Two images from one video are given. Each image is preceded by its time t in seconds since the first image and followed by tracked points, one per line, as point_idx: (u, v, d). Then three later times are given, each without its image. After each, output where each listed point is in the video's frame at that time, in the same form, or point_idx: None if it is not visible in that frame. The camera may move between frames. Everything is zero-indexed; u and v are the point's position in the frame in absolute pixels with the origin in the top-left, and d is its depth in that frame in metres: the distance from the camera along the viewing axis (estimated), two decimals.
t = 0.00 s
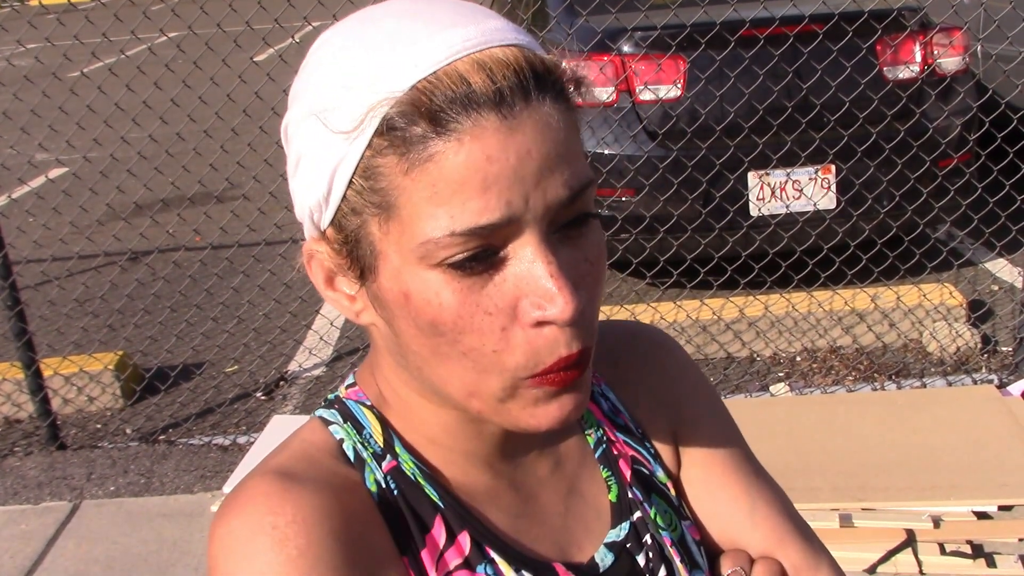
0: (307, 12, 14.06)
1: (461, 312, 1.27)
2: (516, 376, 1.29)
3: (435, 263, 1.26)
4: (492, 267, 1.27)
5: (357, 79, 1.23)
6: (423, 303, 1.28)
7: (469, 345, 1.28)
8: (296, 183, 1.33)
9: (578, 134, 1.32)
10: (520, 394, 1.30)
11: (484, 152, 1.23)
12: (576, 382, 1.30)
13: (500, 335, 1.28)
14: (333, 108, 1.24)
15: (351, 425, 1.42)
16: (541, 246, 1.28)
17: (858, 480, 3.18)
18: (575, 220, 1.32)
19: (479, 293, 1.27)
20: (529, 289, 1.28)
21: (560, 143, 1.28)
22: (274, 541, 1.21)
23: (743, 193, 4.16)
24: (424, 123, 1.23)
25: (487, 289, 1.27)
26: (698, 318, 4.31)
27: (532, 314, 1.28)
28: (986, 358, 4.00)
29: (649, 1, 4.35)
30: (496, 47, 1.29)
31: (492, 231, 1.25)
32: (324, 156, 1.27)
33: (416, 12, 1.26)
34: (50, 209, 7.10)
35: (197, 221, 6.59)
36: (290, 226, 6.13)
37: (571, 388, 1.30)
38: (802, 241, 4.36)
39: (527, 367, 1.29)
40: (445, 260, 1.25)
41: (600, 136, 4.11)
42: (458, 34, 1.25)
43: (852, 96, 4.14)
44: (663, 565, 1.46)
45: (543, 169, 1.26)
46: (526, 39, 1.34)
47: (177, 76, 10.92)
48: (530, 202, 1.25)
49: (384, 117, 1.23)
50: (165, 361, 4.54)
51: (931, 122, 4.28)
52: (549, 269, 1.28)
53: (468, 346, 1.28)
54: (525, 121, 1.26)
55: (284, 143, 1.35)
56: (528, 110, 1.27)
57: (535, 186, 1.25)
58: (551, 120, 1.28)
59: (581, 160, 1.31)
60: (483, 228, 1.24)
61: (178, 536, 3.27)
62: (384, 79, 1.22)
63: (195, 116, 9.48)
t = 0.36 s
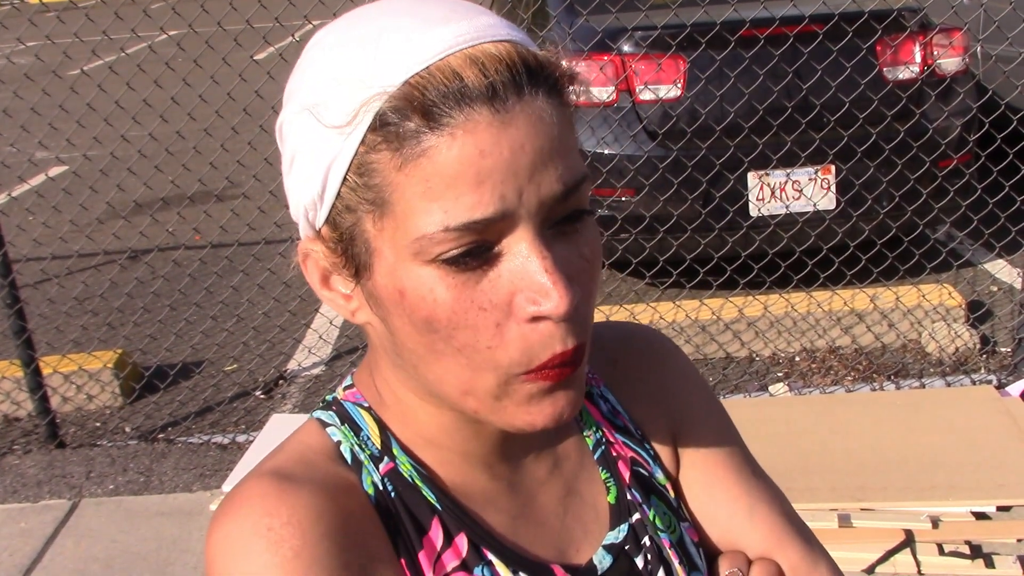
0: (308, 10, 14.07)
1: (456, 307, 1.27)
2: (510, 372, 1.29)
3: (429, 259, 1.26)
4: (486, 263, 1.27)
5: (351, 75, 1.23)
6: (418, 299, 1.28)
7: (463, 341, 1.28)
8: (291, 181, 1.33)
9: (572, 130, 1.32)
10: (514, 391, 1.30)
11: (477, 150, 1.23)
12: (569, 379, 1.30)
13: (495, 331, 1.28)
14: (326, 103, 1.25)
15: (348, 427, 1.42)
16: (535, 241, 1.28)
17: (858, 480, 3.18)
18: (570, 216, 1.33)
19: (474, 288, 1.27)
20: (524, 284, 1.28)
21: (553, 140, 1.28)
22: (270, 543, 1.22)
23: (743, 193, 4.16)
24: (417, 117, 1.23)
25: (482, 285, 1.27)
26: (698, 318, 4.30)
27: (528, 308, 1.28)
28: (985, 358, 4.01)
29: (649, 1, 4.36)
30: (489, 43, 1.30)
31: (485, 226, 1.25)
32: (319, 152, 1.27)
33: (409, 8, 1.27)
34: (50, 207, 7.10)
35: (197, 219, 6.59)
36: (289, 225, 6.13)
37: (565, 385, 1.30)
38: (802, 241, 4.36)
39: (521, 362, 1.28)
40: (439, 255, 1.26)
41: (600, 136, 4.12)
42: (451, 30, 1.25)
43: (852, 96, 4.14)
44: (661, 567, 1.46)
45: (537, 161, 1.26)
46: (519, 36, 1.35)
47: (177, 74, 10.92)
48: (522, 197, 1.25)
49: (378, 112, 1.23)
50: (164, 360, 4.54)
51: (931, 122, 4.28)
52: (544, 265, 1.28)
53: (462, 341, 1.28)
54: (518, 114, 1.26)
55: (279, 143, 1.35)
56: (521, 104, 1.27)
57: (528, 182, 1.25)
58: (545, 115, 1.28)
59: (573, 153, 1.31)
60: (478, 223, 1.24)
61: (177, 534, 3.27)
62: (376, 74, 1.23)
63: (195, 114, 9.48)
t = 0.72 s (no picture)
0: (307, 9, 14.07)
1: (440, 307, 1.27)
2: (493, 371, 1.30)
3: (415, 258, 1.26)
4: (472, 263, 1.27)
5: (334, 74, 1.23)
6: (403, 299, 1.28)
7: (447, 342, 1.29)
8: (277, 180, 1.33)
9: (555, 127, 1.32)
10: (498, 392, 1.31)
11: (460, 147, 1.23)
12: (556, 382, 1.30)
13: (479, 330, 1.28)
14: (309, 102, 1.25)
15: (342, 419, 1.42)
16: (519, 240, 1.28)
17: (858, 478, 3.18)
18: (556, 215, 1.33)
19: (459, 289, 1.27)
20: (510, 283, 1.27)
21: (542, 141, 1.28)
22: (266, 532, 1.22)
23: (743, 192, 4.16)
24: (401, 117, 1.23)
25: (467, 284, 1.27)
26: (697, 317, 4.29)
27: (513, 307, 1.27)
28: (984, 357, 4.01)
29: None
30: (474, 40, 1.29)
31: (470, 225, 1.25)
32: (302, 151, 1.27)
33: (393, 5, 1.26)
34: (49, 206, 7.10)
35: (196, 218, 6.59)
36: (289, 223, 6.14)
37: (552, 386, 1.30)
38: (801, 239, 4.36)
39: (503, 361, 1.29)
40: (425, 255, 1.26)
41: (600, 135, 4.12)
42: (436, 28, 1.25)
43: (852, 95, 4.13)
44: (653, 560, 1.46)
45: (522, 161, 1.26)
46: (504, 33, 1.34)
47: (176, 73, 10.91)
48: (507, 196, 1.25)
49: (362, 112, 1.23)
50: (163, 358, 4.55)
51: (931, 121, 4.28)
52: (529, 263, 1.28)
53: (446, 342, 1.29)
54: (502, 114, 1.26)
55: (264, 142, 1.35)
56: (505, 103, 1.27)
57: (512, 182, 1.25)
58: (529, 113, 1.28)
59: (556, 145, 1.30)
60: (462, 221, 1.24)
61: (177, 533, 3.27)
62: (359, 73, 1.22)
63: (194, 112, 9.47)
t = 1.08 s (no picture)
0: (306, 7, 14.06)
1: (439, 308, 1.27)
2: (493, 369, 1.30)
3: (415, 260, 1.26)
4: (472, 264, 1.27)
5: (333, 77, 1.22)
6: (403, 300, 1.28)
7: (445, 343, 1.28)
8: (274, 182, 1.32)
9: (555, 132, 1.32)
10: (498, 390, 1.30)
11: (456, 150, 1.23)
12: (554, 379, 1.30)
13: (477, 331, 1.28)
14: (308, 104, 1.24)
15: (338, 422, 1.42)
16: (519, 243, 1.28)
17: (858, 476, 3.18)
18: (554, 217, 1.33)
19: (458, 291, 1.27)
20: (507, 285, 1.28)
21: (538, 140, 1.28)
22: (268, 537, 1.21)
23: (742, 190, 4.16)
24: (403, 121, 1.23)
25: (466, 286, 1.27)
26: (697, 315, 4.29)
27: (513, 308, 1.28)
28: (984, 354, 4.02)
29: None
30: (473, 43, 1.29)
31: (470, 228, 1.25)
32: (300, 153, 1.26)
33: (392, 7, 1.26)
34: (48, 206, 7.10)
35: (195, 217, 6.58)
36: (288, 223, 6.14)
37: (551, 384, 1.30)
38: (801, 237, 4.35)
39: (503, 360, 1.29)
40: (425, 257, 1.25)
41: (599, 133, 4.13)
42: (436, 32, 1.25)
43: (852, 92, 4.12)
44: (648, 556, 1.47)
45: (522, 165, 1.26)
46: (501, 36, 1.34)
47: (175, 73, 10.90)
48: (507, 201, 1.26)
49: (362, 116, 1.23)
50: (163, 358, 4.54)
51: (930, 118, 4.27)
52: (528, 265, 1.28)
53: (445, 342, 1.28)
54: (503, 117, 1.26)
55: (260, 145, 1.34)
56: (505, 107, 1.27)
57: (513, 184, 1.25)
58: (528, 117, 1.28)
59: (553, 151, 1.31)
60: (463, 224, 1.24)
61: (176, 532, 3.27)
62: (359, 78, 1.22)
63: (193, 111, 9.47)
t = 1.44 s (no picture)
0: (305, 7, 14.06)
1: (415, 322, 1.28)
2: (459, 390, 1.29)
3: (391, 275, 1.26)
4: (445, 282, 1.27)
5: (326, 84, 1.22)
6: (381, 309, 1.29)
7: (418, 355, 1.29)
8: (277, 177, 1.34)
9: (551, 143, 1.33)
10: (468, 406, 1.30)
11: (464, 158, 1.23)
12: (525, 402, 1.28)
13: (447, 349, 1.28)
14: (300, 109, 1.24)
15: (335, 410, 1.42)
16: (496, 267, 1.27)
17: (857, 477, 3.18)
18: (541, 243, 1.31)
19: (433, 305, 1.27)
20: (481, 307, 1.27)
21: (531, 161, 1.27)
22: (252, 516, 1.22)
23: (742, 190, 4.16)
24: (382, 138, 1.23)
25: (442, 301, 1.27)
26: (696, 315, 4.29)
27: (481, 333, 1.27)
28: (984, 355, 4.02)
29: None
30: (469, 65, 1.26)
31: (444, 250, 1.24)
32: (294, 155, 1.28)
33: (395, 19, 1.23)
34: (47, 205, 7.09)
35: (195, 216, 6.58)
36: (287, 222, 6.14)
37: (522, 406, 1.28)
38: (800, 237, 4.34)
39: (471, 381, 1.28)
40: (399, 273, 1.26)
41: (599, 132, 4.11)
42: (428, 51, 1.22)
43: (852, 92, 4.12)
44: (644, 554, 1.46)
45: (500, 192, 1.24)
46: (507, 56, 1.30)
47: (174, 72, 10.90)
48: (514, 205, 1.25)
49: (344, 129, 1.23)
50: (162, 357, 4.54)
51: (930, 118, 4.27)
52: (502, 292, 1.27)
53: (420, 355, 1.29)
54: (484, 145, 1.23)
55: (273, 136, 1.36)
56: (487, 133, 1.24)
57: (490, 211, 1.24)
58: (513, 145, 1.25)
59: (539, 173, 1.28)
60: (442, 245, 1.24)
61: (176, 532, 3.26)
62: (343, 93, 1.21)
63: (192, 110, 9.47)
